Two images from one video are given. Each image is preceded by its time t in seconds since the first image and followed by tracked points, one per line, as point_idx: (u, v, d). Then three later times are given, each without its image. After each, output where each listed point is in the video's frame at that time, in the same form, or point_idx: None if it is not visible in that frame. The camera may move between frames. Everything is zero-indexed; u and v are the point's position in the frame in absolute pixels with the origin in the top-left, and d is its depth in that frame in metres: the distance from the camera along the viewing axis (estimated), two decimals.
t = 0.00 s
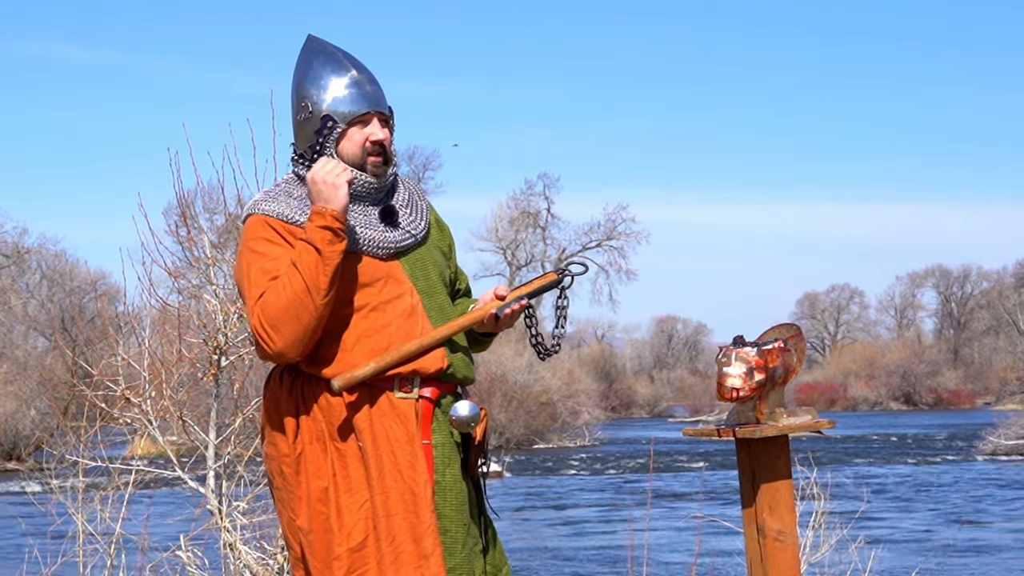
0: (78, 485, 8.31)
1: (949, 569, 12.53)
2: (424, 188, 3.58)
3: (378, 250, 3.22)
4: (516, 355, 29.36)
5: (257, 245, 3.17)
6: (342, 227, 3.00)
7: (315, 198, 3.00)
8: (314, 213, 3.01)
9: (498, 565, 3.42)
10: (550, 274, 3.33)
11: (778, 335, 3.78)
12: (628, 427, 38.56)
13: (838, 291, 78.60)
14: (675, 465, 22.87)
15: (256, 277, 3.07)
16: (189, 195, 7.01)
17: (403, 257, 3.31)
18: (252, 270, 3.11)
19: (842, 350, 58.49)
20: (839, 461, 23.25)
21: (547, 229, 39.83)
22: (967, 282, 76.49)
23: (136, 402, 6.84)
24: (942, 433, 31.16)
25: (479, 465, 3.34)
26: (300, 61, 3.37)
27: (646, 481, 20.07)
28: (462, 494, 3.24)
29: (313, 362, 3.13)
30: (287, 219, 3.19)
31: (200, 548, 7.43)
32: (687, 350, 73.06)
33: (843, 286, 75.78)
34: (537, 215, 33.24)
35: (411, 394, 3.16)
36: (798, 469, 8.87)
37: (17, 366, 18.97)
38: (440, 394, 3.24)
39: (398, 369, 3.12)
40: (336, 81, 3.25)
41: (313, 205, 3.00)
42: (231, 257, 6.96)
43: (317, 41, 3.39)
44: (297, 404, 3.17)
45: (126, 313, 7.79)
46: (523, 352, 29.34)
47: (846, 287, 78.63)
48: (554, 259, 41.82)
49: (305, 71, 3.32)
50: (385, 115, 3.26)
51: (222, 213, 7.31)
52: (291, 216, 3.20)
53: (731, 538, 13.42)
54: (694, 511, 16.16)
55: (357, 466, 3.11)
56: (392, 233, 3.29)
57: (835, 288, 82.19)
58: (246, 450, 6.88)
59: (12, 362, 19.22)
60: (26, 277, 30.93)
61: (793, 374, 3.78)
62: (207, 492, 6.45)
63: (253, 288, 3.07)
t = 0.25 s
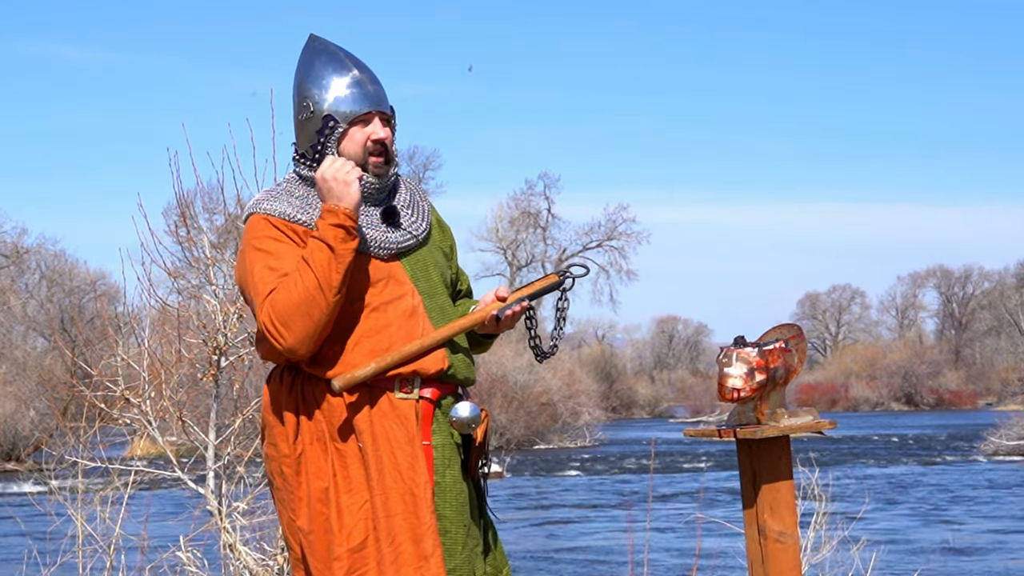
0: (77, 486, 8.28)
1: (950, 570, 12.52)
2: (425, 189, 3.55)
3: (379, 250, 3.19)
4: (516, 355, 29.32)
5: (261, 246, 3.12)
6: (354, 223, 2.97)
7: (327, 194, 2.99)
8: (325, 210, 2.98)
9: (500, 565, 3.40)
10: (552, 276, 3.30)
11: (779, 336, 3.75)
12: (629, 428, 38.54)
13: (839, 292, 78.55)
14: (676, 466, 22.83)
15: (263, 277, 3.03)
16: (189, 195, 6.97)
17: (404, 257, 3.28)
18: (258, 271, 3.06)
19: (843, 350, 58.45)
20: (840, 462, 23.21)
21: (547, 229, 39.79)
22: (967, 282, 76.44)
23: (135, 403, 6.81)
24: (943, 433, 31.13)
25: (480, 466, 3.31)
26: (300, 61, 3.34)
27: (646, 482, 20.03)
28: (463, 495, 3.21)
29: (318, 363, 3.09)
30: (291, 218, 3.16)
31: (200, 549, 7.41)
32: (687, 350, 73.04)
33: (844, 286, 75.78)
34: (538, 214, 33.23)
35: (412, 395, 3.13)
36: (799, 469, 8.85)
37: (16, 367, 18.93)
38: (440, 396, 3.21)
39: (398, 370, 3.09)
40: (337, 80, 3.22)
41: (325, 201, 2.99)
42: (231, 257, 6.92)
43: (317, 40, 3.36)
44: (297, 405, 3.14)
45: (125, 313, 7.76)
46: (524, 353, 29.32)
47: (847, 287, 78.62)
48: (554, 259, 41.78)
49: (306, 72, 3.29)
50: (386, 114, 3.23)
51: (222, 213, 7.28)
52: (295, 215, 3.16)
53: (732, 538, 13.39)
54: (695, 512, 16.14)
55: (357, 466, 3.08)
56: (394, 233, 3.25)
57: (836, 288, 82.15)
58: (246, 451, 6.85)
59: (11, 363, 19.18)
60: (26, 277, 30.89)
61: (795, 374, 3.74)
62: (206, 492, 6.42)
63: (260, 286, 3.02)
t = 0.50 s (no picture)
0: (77, 486, 8.27)
1: (949, 570, 12.54)
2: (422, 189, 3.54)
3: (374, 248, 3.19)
4: (516, 356, 29.30)
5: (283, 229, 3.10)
6: (407, 251, 2.88)
7: (401, 216, 2.88)
8: (385, 224, 2.89)
9: (498, 565, 3.38)
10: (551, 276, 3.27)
11: (779, 336, 3.74)
12: (629, 428, 38.56)
13: (839, 292, 78.55)
14: (676, 466, 22.81)
15: (281, 259, 3.01)
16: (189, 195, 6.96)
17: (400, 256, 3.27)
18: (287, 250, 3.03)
19: (843, 351, 58.42)
20: (840, 462, 23.20)
21: (547, 229, 39.76)
22: (968, 283, 76.43)
23: (134, 403, 6.79)
24: (942, 433, 31.14)
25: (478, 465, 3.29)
26: (292, 63, 3.35)
27: (646, 483, 20.02)
28: (458, 493, 3.20)
29: (320, 362, 3.09)
30: (293, 212, 3.13)
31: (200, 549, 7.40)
32: (687, 350, 73.02)
33: (844, 286, 75.78)
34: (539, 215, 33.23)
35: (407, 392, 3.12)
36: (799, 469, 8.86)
37: (16, 368, 18.90)
38: (435, 394, 3.19)
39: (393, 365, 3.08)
40: (329, 79, 3.22)
41: (393, 221, 2.89)
42: (231, 257, 6.92)
43: (310, 42, 3.36)
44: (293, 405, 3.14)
45: (124, 313, 7.74)
46: (524, 353, 29.33)
47: (847, 287, 78.63)
48: (554, 259, 41.77)
49: (298, 72, 3.29)
50: (381, 111, 3.23)
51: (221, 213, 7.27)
52: (296, 209, 3.13)
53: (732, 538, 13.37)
54: (695, 512, 16.15)
55: (351, 466, 3.08)
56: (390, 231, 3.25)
57: (836, 288, 82.15)
58: (246, 451, 6.84)
59: (10, 363, 19.14)
60: (25, 278, 30.86)
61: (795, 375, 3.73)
62: (207, 493, 6.41)
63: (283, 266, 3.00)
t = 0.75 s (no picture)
0: (76, 487, 8.26)
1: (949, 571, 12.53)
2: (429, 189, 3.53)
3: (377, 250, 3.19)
4: (516, 356, 29.29)
5: (276, 239, 3.11)
6: (386, 286, 2.87)
7: (383, 253, 2.85)
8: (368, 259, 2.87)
9: (499, 567, 3.37)
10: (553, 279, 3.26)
11: (779, 336, 3.73)
12: (629, 428, 38.54)
13: (840, 292, 78.51)
14: (676, 466, 22.81)
15: (270, 271, 3.02)
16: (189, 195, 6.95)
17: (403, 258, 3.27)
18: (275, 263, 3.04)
19: (843, 351, 58.38)
20: (840, 462, 23.19)
21: (547, 229, 39.75)
22: (967, 283, 76.38)
23: (134, 404, 6.79)
24: (942, 434, 31.11)
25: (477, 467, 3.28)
26: (303, 62, 3.34)
27: (646, 483, 20.00)
28: (457, 495, 3.19)
29: (316, 365, 3.07)
30: (295, 217, 3.14)
31: (199, 549, 7.38)
32: (687, 350, 73.00)
33: (844, 286, 75.78)
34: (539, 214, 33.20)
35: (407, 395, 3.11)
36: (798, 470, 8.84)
37: (15, 368, 18.88)
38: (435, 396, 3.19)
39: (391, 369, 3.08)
40: (338, 79, 3.20)
41: (376, 257, 2.86)
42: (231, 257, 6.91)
43: (322, 40, 3.34)
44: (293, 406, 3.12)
45: (123, 313, 7.72)
46: (524, 353, 29.34)
47: (846, 287, 78.60)
48: (554, 259, 41.75)
49: (308, 72, 3.28)
50: (389, 114, 3.22)
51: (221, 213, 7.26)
52: (299, 214, 3.14)
53: (732, 539, 13.37)
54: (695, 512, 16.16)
55: (351, 466, 3.06)
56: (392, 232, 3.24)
57: (835, 288, 82.10)
58: (246, 451, 6.83)
59: (10, 363, 19.13)
60: (24, 277, 30.84)
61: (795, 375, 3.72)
62: (206, 493, 6.40)
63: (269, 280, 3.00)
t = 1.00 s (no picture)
0: (75, 487, 8.25)
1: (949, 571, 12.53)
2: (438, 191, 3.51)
3: (382, 250, 3.17)
4: (516, 356, 29.28)
5: (261, 246, 3.11)
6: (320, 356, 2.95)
7: (332, 327, 2.93)
8: (311, 330, 2.94)
9: (502, 569, 3.36)
10: (561, 278, 3.25)
11: (779, 336, 3.72)
12: (629, 428, 38.53)
13: (840, 292, 78.51)
14: (676, 467, 22.80)
15: (240, 288, 3.06)
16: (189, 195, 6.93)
17: (409, 258, 3.24)
18: (244, 277, 3.08)
19: (843, 351, 58.37)
20: (841, 463, 23.19)
21: (547, 229, 39.74)
22: (968, 283, 76.36)
23: (134, 404, 6.78)
24: (943, 434, 31.11)
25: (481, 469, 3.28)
26: (316, 60, 3.33)
27: (646, 483, 19.99)
28: (462, 497, 3.19)
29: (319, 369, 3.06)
30: (297, 223, 3.13)
31: (198, 550, 7.37)
32: (687, 351, 72.99)
33: (845, 286, 75.77)
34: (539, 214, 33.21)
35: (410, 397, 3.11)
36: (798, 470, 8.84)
37: (15, 368, 18.87)
38: (440, 397, 3.18)
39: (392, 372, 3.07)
40: (349, 79, 3.20)
41: (325, 326, 2.94)
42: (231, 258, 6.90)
43: (335, 39, 3.33)
44: (292, 410, 3.09)
45: (122, 313, 7.71)
46: (524, 353, 29.33)
47: (846, 288, 78.61)
48: (554, 259, 41.74)
49: (320, 71, 3.28)
50: (399, 116, 3.21)
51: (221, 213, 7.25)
52: (303, 220, 3.13)
53: (732, 539, 13.36)
54: (695, 513, 16.16)
55: (355, 467, 3.05)
56: (399, 233, 3.22)
57: (835, 288, 82.09)
58: (245, 451, 6.83)
59: (9, 363, 19.10)
60: (24, 277, 30.82)
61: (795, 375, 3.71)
62: (206, 493, 6.39)
63: (237, 297, 3.06)
